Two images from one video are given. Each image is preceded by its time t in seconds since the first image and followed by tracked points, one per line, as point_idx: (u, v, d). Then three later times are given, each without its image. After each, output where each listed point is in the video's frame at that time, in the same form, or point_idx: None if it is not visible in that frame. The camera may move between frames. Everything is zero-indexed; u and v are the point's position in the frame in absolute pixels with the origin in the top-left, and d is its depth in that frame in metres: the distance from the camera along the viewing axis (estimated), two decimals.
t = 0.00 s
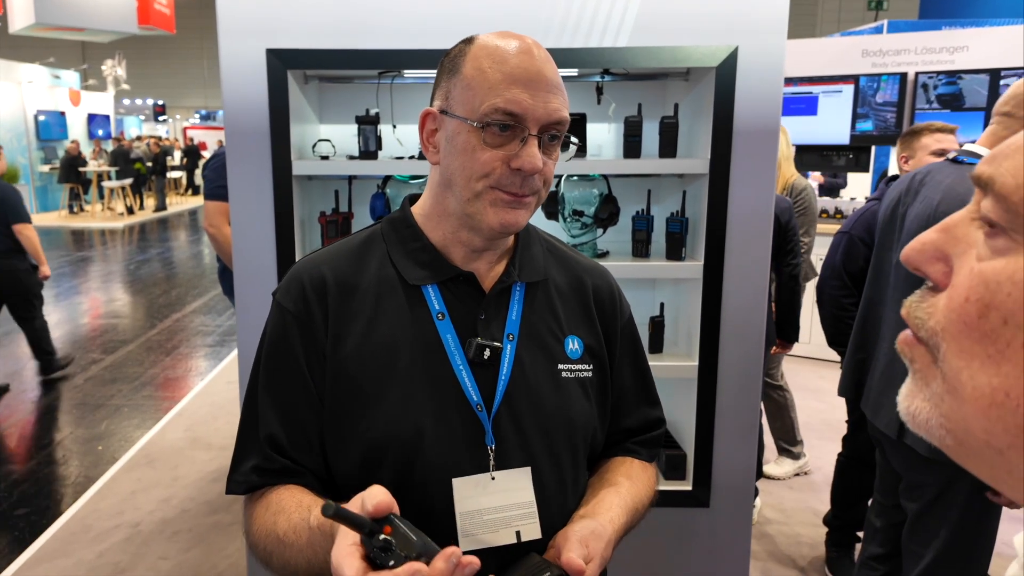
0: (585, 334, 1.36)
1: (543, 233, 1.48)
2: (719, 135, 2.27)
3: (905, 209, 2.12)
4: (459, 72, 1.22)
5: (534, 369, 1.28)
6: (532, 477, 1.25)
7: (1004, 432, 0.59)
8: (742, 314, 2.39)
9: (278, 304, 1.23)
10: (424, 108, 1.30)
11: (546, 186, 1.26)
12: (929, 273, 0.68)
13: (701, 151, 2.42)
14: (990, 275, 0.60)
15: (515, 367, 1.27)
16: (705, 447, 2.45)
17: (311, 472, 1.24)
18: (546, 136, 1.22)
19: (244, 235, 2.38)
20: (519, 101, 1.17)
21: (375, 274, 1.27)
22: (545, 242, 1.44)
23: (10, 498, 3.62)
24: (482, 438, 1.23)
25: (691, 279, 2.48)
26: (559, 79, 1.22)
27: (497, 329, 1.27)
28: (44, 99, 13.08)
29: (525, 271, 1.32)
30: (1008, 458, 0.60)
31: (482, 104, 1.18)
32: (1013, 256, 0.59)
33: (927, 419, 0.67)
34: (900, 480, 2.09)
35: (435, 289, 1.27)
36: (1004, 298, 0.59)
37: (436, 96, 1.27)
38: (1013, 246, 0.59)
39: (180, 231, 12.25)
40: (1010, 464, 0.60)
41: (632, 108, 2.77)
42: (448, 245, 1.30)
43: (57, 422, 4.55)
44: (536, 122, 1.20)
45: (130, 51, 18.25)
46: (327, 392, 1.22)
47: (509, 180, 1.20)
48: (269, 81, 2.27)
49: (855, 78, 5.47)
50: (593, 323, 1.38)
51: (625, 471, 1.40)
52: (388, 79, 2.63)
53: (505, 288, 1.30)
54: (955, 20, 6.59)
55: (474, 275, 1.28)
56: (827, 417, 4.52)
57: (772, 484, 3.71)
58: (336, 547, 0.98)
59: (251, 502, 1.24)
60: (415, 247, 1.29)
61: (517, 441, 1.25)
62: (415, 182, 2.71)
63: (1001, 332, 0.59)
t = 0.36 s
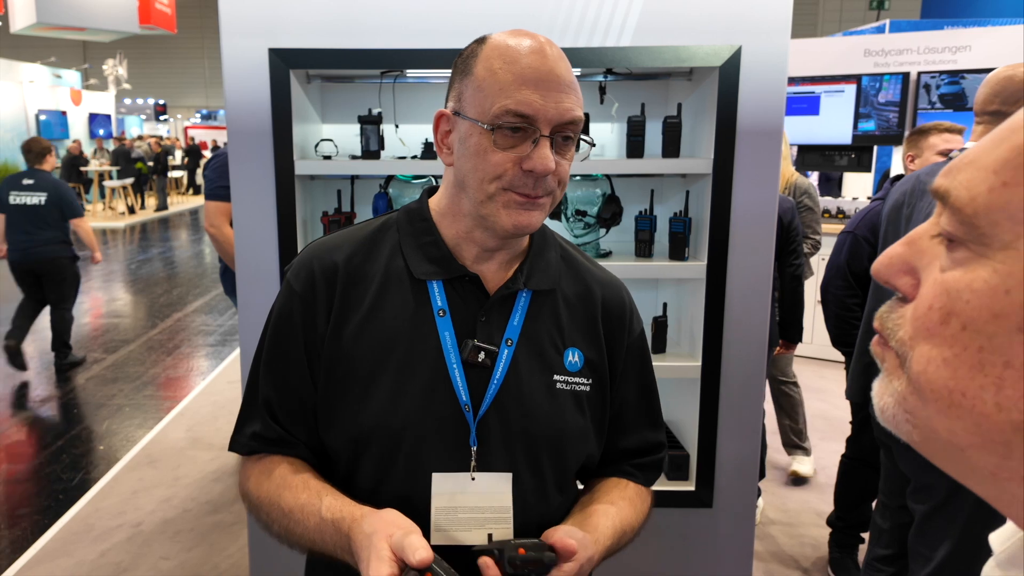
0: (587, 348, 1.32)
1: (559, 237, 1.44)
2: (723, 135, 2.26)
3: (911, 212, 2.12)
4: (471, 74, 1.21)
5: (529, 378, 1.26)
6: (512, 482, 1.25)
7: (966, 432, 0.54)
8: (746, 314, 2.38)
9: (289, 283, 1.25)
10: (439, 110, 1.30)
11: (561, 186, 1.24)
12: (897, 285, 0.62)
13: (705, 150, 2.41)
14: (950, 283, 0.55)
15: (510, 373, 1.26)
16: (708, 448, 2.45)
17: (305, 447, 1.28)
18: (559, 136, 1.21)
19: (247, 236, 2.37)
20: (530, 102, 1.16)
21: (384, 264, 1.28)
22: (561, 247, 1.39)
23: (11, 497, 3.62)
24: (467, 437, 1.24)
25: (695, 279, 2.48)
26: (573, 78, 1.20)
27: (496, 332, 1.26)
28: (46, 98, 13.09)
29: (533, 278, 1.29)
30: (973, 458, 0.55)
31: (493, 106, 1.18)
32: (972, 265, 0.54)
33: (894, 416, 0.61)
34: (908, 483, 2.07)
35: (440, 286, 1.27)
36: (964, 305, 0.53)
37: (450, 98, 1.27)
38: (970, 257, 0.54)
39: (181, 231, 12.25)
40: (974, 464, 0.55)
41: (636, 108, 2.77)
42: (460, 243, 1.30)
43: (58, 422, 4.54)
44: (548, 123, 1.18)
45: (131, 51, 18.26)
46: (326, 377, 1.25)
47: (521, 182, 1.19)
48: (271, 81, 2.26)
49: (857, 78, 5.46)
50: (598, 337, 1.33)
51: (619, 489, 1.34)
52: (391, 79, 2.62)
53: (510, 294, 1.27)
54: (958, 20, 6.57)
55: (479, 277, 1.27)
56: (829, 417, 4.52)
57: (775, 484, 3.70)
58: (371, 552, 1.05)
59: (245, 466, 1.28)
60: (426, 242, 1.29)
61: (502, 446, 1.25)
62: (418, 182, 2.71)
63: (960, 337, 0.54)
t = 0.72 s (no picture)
0: (549, 353, 1.29)
1: (521, 241, 1.40)
2: (728, 134, 2.25)
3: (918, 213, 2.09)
4: (425, 72, 1.16)
5: (487, 383, 1.23)
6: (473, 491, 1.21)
7: (962, 458, 0.50)
8: (750, 314, 2.37)
9: (235, 284, 1.20)
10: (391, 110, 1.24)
11: (519, 186, 1.20)
12: (870, 315, 0.57)
13: (709, 150, 2.40)
14: (914, 309, 0.52)
15: (468, 379, 1.22)
16: (713, 449, 2.44)
17: (247, 457, 1.23)
18: (517, 134, 1.17)
19: (249, 236, 2.37)
20: (485, 100, 1.12)
21: (337, 265, 1.24)
22: (521, 250, 1.37)
23: (14, 498, 3.62)
24: (422, 446, 1.21)
25: (699, 279, 2.46)
26: (529, 74, 1.16)
27: (453, 335, 1.23)
28: (49, 98, 13.12)
29: (492, 280, 1.26)
30: (971, 483, 0.50)
31: (447, 106, 1.13)
32: (939, 289, 0.50)
33: (891, 449, 0.56)
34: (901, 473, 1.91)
35: (396, 288, 1.23)
36: (938, 328, 0.50)
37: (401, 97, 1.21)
38: (934, 283, 0.50)
39: (185, 231, 12.26)
40: (971, 487, 0.50)
41: (640, 107, 2.75)
42: (417, 244, 1.25)
43: (60, 422, 4.54)
44: (505, 121, 1.14)
45: (134, 52, 18.29)
46: (274, 383, 1.20)
47: (478, 183, 1.15)
48: (274, 81, 2.25)
49: (861, 78, 5.44)
50: (560, 343, 1.30)
51: (578, 509, 1.30)
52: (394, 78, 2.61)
53: (468, 296, 1.24)
54: (962, 19, 6.54)
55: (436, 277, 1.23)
56: (833, 418, 4.50)
57: (778, 485, 3.69)
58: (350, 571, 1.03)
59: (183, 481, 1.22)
60: (382, 242, 1.25)
61: (458, 454, 1.22)
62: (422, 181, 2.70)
63: (940, 362, 0.50)
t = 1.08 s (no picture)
0: (492, 364, 1.26)
1: (465, 247, 1.38)
2: (732, 134, 2.24)
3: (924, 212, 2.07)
4: (333, 90, 1.13)
5: (428, 398, 1.20)
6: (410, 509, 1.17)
7: (945, 484, 0.58)
8: (754, 316, 2.36)
9: (164, 287, 1.15)
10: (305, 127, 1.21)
11: (451, 198, 1.18)
12: (844, 341, 0.68)
13: (713, 149, 2.39)
14: (893, 340, 0.60)
15: (406, 394, 1.19)
16: (716, 450, 2.43)
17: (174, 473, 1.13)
18: (440, 149, 1.13)
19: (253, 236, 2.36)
20: (401, 120, 1.08)
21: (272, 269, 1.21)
22: (466, 257, 1.34)
23: (21, 496, 3.64)
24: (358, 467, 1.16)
25: (703, 279, 2.46)
26: (447, 82, 1.11)
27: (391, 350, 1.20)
28: (56, 98, 13.17)
29: (431, 289, 1.23)
30: (954, 505, 0.59)
31: (363, 129, 1.10)
32: (906, 319, 0.59)
33: (875, 476, 0.65)
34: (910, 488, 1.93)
35: (331, 298, 1.19)
36: (911, 359, 0.58)
37: (315, 114, 1.18)
38: (904, 310, 0.59)
39: (191, 230, 12.27)
40: (957, 509, 0.59)
41: (644, 106, 2.74)
42: (351, 256, 1.22)
43: (67, 420, 4.56)
44: (426, 139, 1.11)
45: (140, 51, 18.35)
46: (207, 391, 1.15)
47: (406, 205, 1.13)
48: (277, 80, 2.25)
49: (868, 76, 5.37)
50: (504, 354, 1.28)
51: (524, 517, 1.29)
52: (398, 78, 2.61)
53: (407, 306, 1.21)
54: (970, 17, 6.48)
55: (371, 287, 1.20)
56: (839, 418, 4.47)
57: (784, 486, 3.68)
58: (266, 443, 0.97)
59: (93, 504, 1.09)
60: (315, 250, 1.21)
61: (397, 473, 1.17)
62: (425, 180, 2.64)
63: (917, 391, 0.58)
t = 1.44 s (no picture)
0: (461, 357, 1.26)
1: (422, 236, 1.37)
2: (739, 132, 2.24)
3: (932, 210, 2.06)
4: (276, 94, 1.05)
5: (399, 398, 1.19)
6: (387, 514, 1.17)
7: (949, 506, 0.62)
8: (762, 315, 2.36)
9: (121, 299, 1.09)
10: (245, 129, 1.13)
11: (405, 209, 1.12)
12: (827, 362, 0.70)
13: (720, 148, 2.38)
14: (882, 365, 0.63)
15: (377, 397, 1.18)
16: (722, 449, 2.43)
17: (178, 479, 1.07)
18: (395, 157, 1.07)
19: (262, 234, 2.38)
20: (352, 128, 1.02)
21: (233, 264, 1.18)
22: (425, 249, 1.33)
23: (33, 491, 3.68)
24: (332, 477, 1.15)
25: (711, 277, 2.45)
26: (398, 84, 1.04)
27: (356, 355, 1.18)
28: (68, 97, 13.27)
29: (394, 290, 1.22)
30: (957, 524, 0.63)
31: (311, 139, 1.03)
32: (893, 343, 0.62)
33: (878, 497, 0.68)
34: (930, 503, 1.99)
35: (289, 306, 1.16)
36: (903, 385, 0.61)
37: (256, 116, 1.10)
38: (889, 335, 0.62)
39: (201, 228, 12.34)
40: (960, 526, 0.62)
41: (650, 104, 2.75)
42: (308, 265, 1.18)
43: (79, 416, 4.59)
44: (379, 148, 1.04)
45: (152, 50, 18.45)
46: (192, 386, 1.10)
47: (361, 219, 1.06)
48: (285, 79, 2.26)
49: (880, 74, 5.30)
50: (472, 346, 1.27)
51: (503, 503, 1.27)
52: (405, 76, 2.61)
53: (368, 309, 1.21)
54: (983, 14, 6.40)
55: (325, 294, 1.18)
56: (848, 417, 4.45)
57: (792, 485, 3.67)
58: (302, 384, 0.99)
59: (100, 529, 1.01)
60: (266, 255, 1.18)
61: (374, 478, 1.17)
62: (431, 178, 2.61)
63: (911, 416, 0.62)
